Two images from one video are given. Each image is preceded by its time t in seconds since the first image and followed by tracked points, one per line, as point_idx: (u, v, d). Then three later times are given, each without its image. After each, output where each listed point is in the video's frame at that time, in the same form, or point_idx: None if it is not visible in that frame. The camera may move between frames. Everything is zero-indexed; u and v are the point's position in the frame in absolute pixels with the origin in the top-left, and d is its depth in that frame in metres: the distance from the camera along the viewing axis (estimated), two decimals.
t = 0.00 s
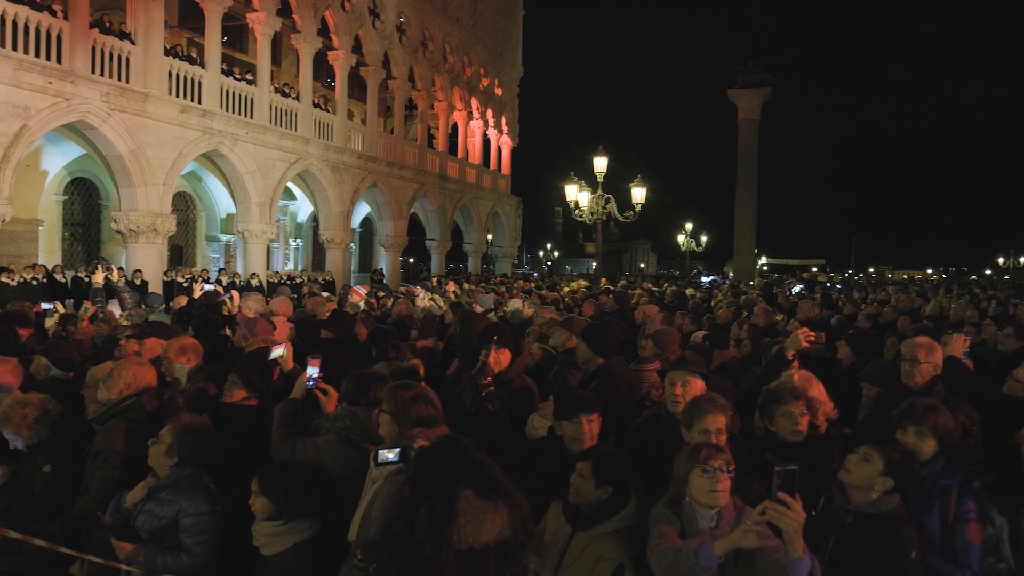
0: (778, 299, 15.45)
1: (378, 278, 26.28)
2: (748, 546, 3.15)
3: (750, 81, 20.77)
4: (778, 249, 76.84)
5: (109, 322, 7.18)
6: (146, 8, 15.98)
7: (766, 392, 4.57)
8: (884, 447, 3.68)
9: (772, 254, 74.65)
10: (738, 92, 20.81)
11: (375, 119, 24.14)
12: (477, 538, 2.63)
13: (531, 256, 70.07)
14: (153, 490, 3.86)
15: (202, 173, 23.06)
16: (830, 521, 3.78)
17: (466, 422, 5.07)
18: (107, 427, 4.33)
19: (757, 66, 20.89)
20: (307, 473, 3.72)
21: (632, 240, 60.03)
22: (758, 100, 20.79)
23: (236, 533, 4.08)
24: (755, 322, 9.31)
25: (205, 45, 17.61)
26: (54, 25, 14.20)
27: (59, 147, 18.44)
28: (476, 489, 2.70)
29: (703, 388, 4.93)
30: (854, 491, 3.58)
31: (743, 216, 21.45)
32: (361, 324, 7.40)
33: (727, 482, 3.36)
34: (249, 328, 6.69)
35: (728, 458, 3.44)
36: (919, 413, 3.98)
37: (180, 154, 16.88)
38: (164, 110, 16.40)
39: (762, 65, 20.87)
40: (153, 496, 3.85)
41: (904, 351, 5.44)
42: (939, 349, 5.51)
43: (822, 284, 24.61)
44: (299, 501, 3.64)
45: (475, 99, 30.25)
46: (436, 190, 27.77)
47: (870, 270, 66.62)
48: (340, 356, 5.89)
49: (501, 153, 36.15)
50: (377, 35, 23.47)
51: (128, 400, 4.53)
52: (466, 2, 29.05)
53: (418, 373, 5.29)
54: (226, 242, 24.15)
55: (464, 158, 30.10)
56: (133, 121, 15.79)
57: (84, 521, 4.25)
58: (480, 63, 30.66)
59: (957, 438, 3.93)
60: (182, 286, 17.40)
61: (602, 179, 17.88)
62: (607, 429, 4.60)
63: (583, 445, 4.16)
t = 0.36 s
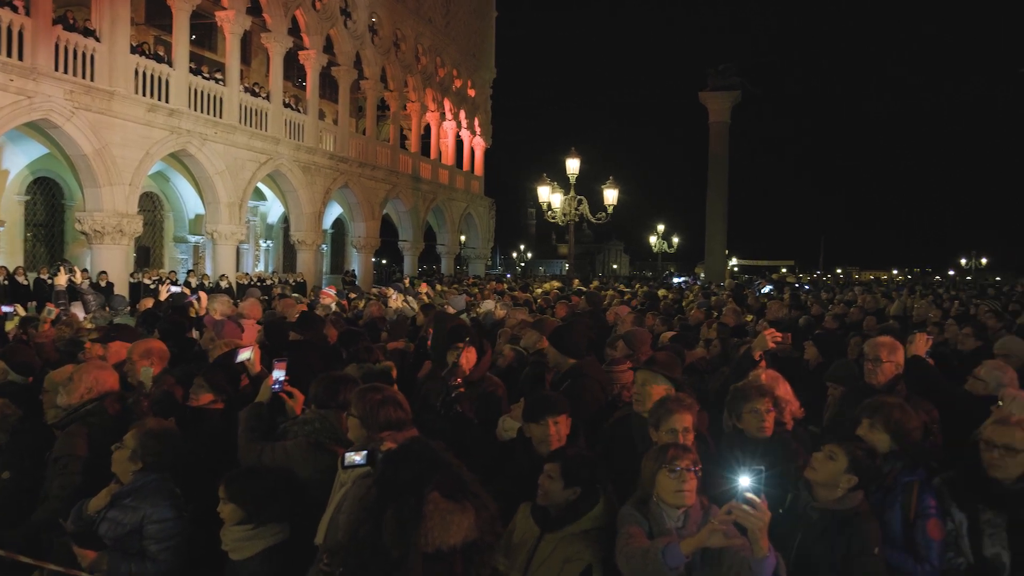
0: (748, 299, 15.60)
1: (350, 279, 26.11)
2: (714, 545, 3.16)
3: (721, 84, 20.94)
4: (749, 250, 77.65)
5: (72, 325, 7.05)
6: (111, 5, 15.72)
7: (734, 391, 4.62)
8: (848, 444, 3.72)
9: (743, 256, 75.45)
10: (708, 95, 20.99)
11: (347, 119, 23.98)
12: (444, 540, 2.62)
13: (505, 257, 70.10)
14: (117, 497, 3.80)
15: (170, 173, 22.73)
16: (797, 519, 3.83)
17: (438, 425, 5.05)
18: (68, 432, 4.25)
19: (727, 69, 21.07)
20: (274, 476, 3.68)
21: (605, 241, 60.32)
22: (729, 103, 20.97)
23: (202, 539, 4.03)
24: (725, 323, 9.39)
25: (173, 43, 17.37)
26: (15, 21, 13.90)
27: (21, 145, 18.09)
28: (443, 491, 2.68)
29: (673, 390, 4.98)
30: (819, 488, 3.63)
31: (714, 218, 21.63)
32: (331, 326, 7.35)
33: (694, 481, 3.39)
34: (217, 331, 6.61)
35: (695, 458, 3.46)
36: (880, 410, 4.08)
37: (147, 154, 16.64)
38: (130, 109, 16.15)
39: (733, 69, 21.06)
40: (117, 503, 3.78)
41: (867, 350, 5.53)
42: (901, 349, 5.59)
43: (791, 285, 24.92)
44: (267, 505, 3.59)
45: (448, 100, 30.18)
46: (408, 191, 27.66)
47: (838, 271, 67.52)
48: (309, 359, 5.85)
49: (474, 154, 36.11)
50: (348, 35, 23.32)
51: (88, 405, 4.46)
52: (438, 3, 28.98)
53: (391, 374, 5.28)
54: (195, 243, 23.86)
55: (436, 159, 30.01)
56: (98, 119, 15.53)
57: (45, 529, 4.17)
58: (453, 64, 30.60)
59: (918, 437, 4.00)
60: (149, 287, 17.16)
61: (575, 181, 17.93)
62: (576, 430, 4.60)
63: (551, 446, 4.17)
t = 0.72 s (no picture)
0: (716, 299, 15.74)
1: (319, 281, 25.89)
2: (677, 543, 3.20)
3: (689, 86, 21.11)
4: (717, 250, 78.44)
5: (30, 329, 6.90)
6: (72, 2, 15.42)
7: (698, 390, 4.68)
8: (811, 441, 3.77)
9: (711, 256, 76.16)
10: (678, 96, 21.14)
11: (315, 120, 23.77)
12: (408, 545, 2.59)
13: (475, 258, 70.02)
14: (77, 504, 3.72)
15: (132, 173, 22.29)
16: (760, 514, 3.88)
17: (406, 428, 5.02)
18: (25, 439, 4.17)
19: (695, 71, 21.25)
20: (239, 479, 3.62)
21: (575, 242, 60.52)
22: (697, 105, 21.15)
23: (166, 546, 3.96)
24: (694, 323, 9.47)
25: (135, 41, 17.08)
26: None
27: None
28: (407, 495, 2.66)
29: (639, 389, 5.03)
30: (781, 484, 3.68)
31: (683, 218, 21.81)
32: (298, 328, 7.28)
33: (660, 481, 3.40)
34: (181, 335, 6.50)
35: (661, 456, 3.47)
36: (842, 406, 4.15)
37: (109, 154, 16.35)
38: (92, 108, 15.85)
39: (701, 71, 21.25)
40: (77, 510, 3.71)
41: (827, 349, 5.61)
42: (861, 346, 5.66)
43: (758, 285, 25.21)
44: (230, 509, 3.53)
45: (417, 100, 30.08)
46: (378, 192, 27.49)
47: (804, 271, 68.47)
48: (275, 362, 5.80)
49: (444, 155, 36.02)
50: (316, 34, 23.12)
51: (45, 410, 4.39)
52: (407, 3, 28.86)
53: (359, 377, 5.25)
54: (159, 245, 23.51)
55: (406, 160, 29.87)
56: (57, 118, 15.21)
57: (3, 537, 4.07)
58: (422, 64, 30.49)
59: (878, 433, 4.07)
60: (111, 290, 16.87)
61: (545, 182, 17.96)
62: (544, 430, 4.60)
63: (515, 448, 4.15)
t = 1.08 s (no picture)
0: (682, 299, 15.89)
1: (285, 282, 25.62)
2: (640, 540, 3.20)
3: (654, 87, 21.29)
4: (684, 250, 79.19)
5: None
6: None
7: (662, 388, 4.72)
8: (772, 437, 3.81)
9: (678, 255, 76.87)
10: (645, 98, 21.30)
11: (280, 119, 23.53)
12: (369, 549, 2.54)
13: (443, 258, 69.86)
14: (33, 513, 3.65)
15: (91, 174, 21.82)
16: (723, 511, 3.93)
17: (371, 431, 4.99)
18: None
19: (661, 73, 21.45)
20: (200, 484, 3.56)
21: (543, 242, 60.68)
22: (663, 107, 21.33)
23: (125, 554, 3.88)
24: (659, 322, 9.56)
25: (93, 38, 16.76)
26: None
27: None
28: (369, 498, 2.63)
29: (603, 388, 5.09)
30: (743, 481, 3.73)
31: (650, 218, 21.97)
32: (262, 330, 7.21)
33: (624, 480, 3.42)
34: (142, 338, 6.39)
35: (625, 455, 3.48)
36: (804, 402, 4.20)
37: (66, 154, 16.03)
38: (48, 106, 15.52)
39: (666, 72, 21.44)
40: (33, 519, 3.63)
41: (787, 347, 5.69)
42: (819, 344, 5.76)
43: (723, 284, 25.52)
44: (192, 514, 3.45)
45: (384, 100, 29.92)
46: (344, 193, 27.28)
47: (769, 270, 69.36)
48: (236, 367, 5.75)
49: (411, 155, 35.89)
50: (280, 32, 22.87)
51: None
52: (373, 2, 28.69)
53: (324, 379, 5.22)
54: (119, 246, 23.11)
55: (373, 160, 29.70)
56: (11, 117, 14.87)
57: None
58: (389, 64, 30.33)
59: (838, 428, 4.12)
60: (69, 292, 16.55)
61: (512, 182, 17.98)
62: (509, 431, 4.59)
63: (481, 450, 4.14)
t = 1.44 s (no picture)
0: (645, 297, 16.00)
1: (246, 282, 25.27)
2: (602, 537, 3.22)
3: (619, 88, 21.41)
4: (648, 249, 79.84)
5: None
6: None
7: (622, 385, 4.73)
8: (730, 434, 3.86)
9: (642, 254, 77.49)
10: (610, 99, 21.42)
11: (241, 116, 23.18)
12: (325, 552, 2.47)
13: (409, 258, 69.57)
14: None
15: (45, 172, 21.44)
16: (683, 506, 3.97)
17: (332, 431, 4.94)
18: None
19: (625, 74, 21.57)
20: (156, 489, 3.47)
21: (509, 241, 60.73)
22: (627, 107, 21.45)
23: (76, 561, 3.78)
24: (623, 320, 9.61)
25: (45, 31, 16.35)
26: None
27: None
28: (325, 501, 2.59)
29: (566, 386, 5.08)
30: (702, 477, 3.76)
31: (614, 218, 22.08)
32: (220, 331, 7.10)
33: (586, 477, 3.41)
34: (95, 339, 6.25)
35: (586, 453, 3.47)
36: (761, 398, 4.24)
37: (17, 150, 15.63)
38: None
39: (630, 73, 21.58)
40: None
41: (744, 344, 5.76)
42: (775, 341, 5.84)
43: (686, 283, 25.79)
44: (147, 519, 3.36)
45: (348, 98, 29.67)
46: (308, 192, 26.98)
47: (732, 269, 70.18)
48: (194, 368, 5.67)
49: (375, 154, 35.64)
50: (241, 28, 22.52)
51: None
52: None
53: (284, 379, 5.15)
54: (74, 246, 22.60)
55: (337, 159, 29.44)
56: None
57: None
58: (352, 61, 30.07)
59: (796, 423, 4.17)
60: (21, 293, 16.17)
61: (477, 181, 17.93)
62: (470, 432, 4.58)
63: (442, 450, 4.11)
